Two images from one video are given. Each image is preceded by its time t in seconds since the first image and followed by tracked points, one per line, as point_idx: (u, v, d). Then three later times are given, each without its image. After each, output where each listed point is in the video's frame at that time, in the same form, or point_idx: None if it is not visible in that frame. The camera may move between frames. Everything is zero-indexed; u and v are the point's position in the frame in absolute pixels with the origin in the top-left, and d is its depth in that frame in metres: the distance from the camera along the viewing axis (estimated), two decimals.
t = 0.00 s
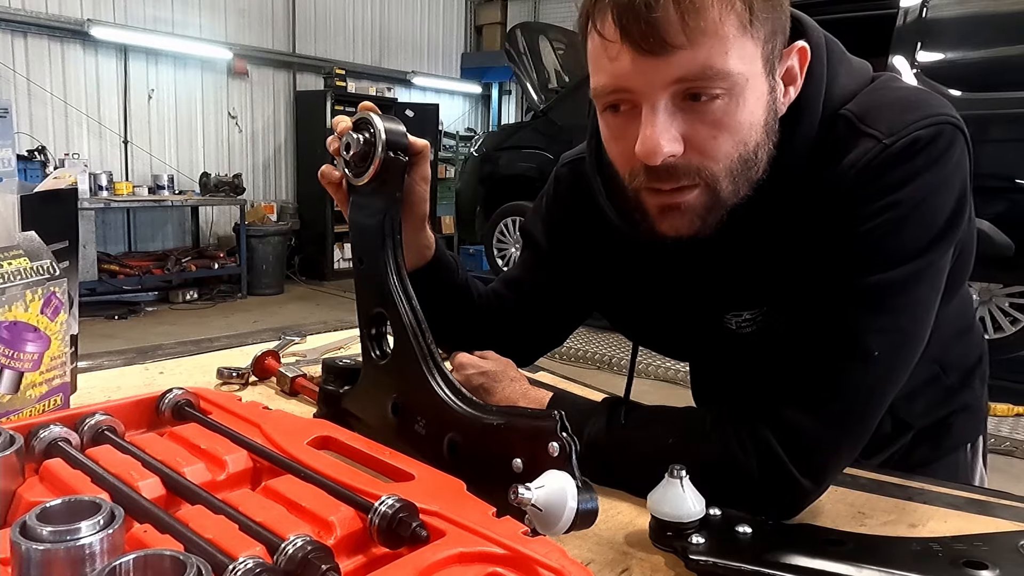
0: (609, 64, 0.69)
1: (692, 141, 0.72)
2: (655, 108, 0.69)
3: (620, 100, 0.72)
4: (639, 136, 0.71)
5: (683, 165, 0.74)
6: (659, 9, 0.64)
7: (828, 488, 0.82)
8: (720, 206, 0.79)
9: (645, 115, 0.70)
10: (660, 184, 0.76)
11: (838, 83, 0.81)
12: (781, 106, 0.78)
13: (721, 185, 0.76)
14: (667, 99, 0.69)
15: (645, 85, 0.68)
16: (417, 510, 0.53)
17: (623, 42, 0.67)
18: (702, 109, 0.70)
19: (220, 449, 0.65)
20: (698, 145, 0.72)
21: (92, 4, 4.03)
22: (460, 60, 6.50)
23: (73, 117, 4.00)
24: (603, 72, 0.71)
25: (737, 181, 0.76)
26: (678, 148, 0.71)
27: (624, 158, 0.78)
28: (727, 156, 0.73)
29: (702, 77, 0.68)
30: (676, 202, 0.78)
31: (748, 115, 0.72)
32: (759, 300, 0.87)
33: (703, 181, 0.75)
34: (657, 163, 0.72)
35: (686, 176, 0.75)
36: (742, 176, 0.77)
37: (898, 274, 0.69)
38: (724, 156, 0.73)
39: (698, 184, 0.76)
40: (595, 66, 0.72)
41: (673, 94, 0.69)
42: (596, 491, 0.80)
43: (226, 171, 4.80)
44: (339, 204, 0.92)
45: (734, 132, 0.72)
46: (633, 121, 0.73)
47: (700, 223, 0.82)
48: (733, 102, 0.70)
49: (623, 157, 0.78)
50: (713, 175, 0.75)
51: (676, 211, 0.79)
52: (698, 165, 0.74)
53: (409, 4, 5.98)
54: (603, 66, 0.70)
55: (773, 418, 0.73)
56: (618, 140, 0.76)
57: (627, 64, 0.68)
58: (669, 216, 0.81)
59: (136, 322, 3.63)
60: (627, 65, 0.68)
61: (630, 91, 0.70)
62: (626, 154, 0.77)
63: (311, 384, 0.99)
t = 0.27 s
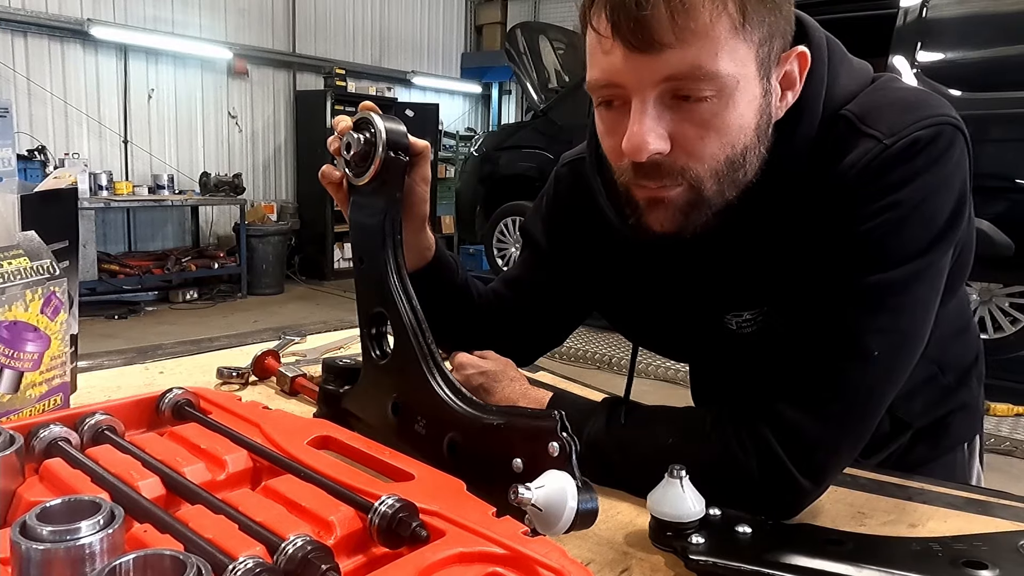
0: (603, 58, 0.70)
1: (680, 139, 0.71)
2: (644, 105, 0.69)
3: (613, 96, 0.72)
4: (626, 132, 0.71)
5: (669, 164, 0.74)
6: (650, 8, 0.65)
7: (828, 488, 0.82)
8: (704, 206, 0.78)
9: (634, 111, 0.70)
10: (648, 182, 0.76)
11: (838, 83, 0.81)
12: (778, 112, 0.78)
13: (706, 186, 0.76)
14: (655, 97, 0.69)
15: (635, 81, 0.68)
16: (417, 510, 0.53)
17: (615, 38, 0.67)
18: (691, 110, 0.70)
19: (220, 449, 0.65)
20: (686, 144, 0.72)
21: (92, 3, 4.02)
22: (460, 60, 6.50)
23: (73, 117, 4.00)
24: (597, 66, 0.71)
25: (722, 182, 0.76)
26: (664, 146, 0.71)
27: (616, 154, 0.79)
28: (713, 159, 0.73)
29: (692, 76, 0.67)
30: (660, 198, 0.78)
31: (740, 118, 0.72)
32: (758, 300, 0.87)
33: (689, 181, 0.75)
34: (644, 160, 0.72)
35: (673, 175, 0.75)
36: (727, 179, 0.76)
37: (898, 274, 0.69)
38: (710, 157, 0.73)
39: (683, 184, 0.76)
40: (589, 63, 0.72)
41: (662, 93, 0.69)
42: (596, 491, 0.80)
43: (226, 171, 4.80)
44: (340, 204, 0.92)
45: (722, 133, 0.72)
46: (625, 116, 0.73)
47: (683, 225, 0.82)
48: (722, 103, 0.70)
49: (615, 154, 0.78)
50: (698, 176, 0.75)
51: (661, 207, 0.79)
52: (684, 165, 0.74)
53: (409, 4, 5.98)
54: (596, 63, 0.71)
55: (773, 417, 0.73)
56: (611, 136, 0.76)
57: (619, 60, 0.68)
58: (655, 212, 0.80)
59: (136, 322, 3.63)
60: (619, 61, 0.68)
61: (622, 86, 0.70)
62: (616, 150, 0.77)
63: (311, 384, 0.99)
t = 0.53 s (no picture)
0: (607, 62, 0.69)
1: (693, 142, 0.71)
2: (656, 107, 0.68)
3: (622, 105, 0.71)
4: (642, 138, 0.70)
5: (685, 169, 0.73)
6: (658, 24, 0.64)
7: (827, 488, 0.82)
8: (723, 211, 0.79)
9: (646, 121, 0.70)
10: (666, 189, 0.76)
11: (838, 84, 0.81)
12: (781, 108, 0.78)
13: (721, 189, 0.76)
14: (667, 102, 0.68)
15: (644, 87, 0.67)
16: (417, 510, 0.53)
17: (621, 52, 0.67)
18: (702, 111, 0.69)
19: (220, 449, 0.65)
20: (699, 147, 0.71)
21: (92, 3, 4.02)
22: (460, 60, 6.50)
23: (73, 116, 4.00)
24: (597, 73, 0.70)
25: (735, 182, 0.77)
26: (681, 150, 0.70)
27: (626, 160, 0.78)
28: (725, 157, 0.73)
29: (702, 74, 0.67)
30: (680, 209, 0.79)
31: (748, 116, 0.72)
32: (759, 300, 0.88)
33: (705, 187, 0.76)
34: (661, 165, 0.72)
35: (690, 180, 0.75)
36: (740, 177, 0.76)
37: (898, 274, 0.69)
38: (722, 157, 0.73)
39: (700, 190, 0.76)
40: (591, 72, 0.72)
41: (674, 95, 0.68)
42: (595, 491, 0.80)
43: (226, 170, 4.79)
44: (340, 203, 0.92)
45: (733, 132, 0.72)
46: (637, 123, 0.72)
47: (704, 231, 0.83)
48: (733, 103, 0.70)
49: (626, 160, 0.78)
50: (714, 179, 0.75)
51: (682, 218, 0.80)
52: (699, 168, 0.73)
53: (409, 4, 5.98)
54: (599, 72, 0.70)
55: (774, 416, 0.73)
56: (621, 142, 0.75)
57: (626, 72, 0.67)
58: (676, 222, 0.81)
59: (136, 322, 3.63)
60: (627, 75, 0.67)
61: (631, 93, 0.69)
62: (628, 156, 0.76)
63: (311, 384, 0.99)
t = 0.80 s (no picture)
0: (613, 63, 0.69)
1: (700, 142, 0.71)
2: (662, 108, 0.69)
3: (626, 104, 0.71)
4: (649, 139, 0.70)
5: (691, 169, 0.73)
6: (665, 26, 0.65)
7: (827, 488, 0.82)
8: (729, 208, 0.79)
9: (653, 121, 0.70)
10: (671, 189, 0.76)
11: (837, 84, 0.81)
12: (783, 104, 0.78)
13: (727, 188, 0.76)
14: (673, 102, 0.68)
15: (650, 87, 0.68)
16: (417, 510, 0.53)
17: (629, 55, 0.67)
18: (709, 109, 0.69)
19: (220, 449, 0.65)
20: (705, 146, 0.71)
21: (92, 3, 4.02)
22: (460, 60, 6.50)
23: (73, 116, 4.00)
24: (603, 74, 0.70)
25: (740, 180, 0.76)
26: (688, 150, 0.71)
27: (632, 160, 0.78)
28: (731, 155, 0.73)
29: (708, 71, 0.67)
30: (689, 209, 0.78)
31: (752, 114, 0.72)
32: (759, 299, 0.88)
33: (712, 185, 0.75)
34: (668, 166, 0.72)
35: (696, 179, 0.75)
36: (744, 175, 0.76)
37: (898, 273, 0.69)
38: (728, 154, 0.73)
39: (707, 188, 0.76)
40: (596, 73, 0.72)
41: (681, 94, 0.68)
42: (595, 491, 0.80)
43: (226, 170, 4.80)
44: (340, 203, 0.92)
45: (738, 130, 0.72)
46: (643, 122, 0.72)
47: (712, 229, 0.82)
48: (739, 101, 0.70)
49: (632, 159, 0.77)
50: (720, 178, 0.75)
51: (691, 219, 0.80)
52: (705, 168, 0.73)
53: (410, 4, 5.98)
54: (604, 73, 0.70)
55: (774, 415, 0.73)
56: (626, 142, 0.75)
57: (632, 74, 0.68)
58: (684, 223, 0.81)
59: (136, 322, 3.63)
60: (633, 76, 0.68)
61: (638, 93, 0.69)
62: (634, 155, 0.76)
63: (311, 383, 0.99)
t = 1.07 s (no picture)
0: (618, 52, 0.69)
1: (704, 132, 0.71)
2: (666, 98, 0.69)
3: (628, 93, 0.71)
4: (653, 128, 0.70)
5: (693, 159, 0.73)
6: (671, 13, 0.65)
7: (828, 488, 0.82)
8: (730, 196, 0.78)
9: (656, 110, 0.70)
10: (672, 179, 0.76)
11: (837, 83, 0.81)
12: (785, 101, 0.79)
13: (729, 177, 0.76)
14: (677, 90, 0.69)
15: (653, 75, 0.68)
16: (417, 510, 0.53)
17: (634, 43, 0.67)
18: (712, 98, 0.70)
19: (220, 449, 0.65)
20: (709, 136, 0.71)
21: (92, 3, 4.03)
22: (460, 60, 6.50)
23: (73, 117, 4.00)
24: (608, 62, 0.70)
25: (743, 171, 0.76)
26: (691, 140, 0.71)
27: (634, 153, 0.77)
28: (733, 146, 0.73)
29: (713, 59, 0.67)
30: (688, 194, 0.77)
31: (756, 105, 0.72)
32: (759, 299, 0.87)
33: (714, 175, 0.75)
34: (671, 156, 0.72)
35: (698, 171, 0.74)
36: (748, 166, 0.76)
37: (897, 273, 0.69)
38: (731, 145, 0.73)
39: (709, 179, 0.75)
40: (600, 63, 0.72)
41: (685, 84, 0.69)
42: (596, 491, 0.80)
43: (226, 171, 4.80)
44: (340, 204, 0.92)
45: (741, 120, 0.72)
46: (646, 112, 0.72)
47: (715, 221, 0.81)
48: (743, 91, 0.70)
49: (633, 153, 0.77)
50: (721, 168, 0.74)
51: (688, 204, 0.79)
52: (707, 160, 0.73)
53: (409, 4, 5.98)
54: (608, 62, 0.70)
55: (773, 414, 0.73)
56: (628, 134, 0.75)
57: (637, 62, 0.68)
58: (681, 211, 0.80)
59: (136, 322, 3.63)
60: (637, 65, 0.68)
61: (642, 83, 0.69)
62: (636, 148, 0.76)
63: (311, 384, 0.99)
